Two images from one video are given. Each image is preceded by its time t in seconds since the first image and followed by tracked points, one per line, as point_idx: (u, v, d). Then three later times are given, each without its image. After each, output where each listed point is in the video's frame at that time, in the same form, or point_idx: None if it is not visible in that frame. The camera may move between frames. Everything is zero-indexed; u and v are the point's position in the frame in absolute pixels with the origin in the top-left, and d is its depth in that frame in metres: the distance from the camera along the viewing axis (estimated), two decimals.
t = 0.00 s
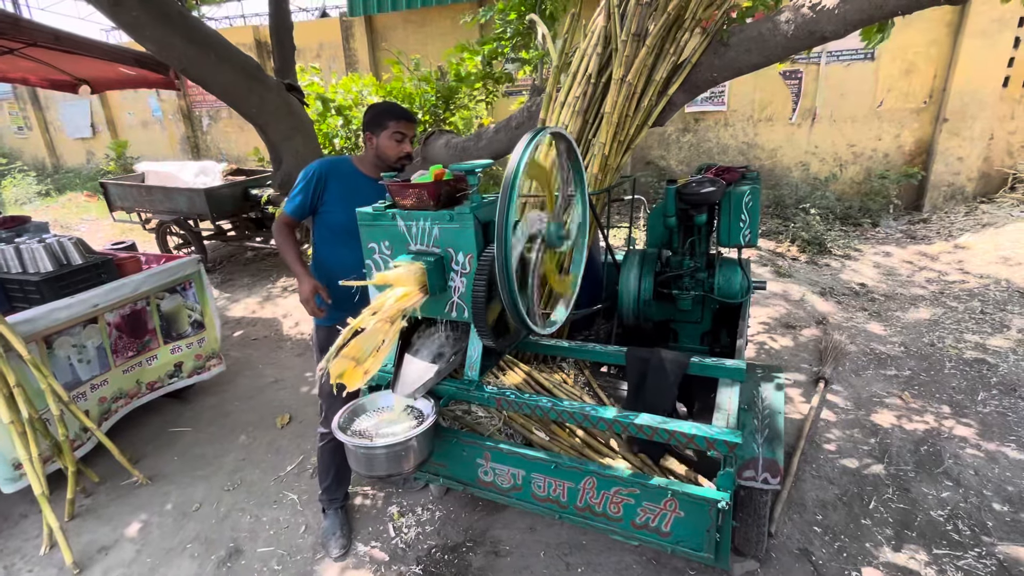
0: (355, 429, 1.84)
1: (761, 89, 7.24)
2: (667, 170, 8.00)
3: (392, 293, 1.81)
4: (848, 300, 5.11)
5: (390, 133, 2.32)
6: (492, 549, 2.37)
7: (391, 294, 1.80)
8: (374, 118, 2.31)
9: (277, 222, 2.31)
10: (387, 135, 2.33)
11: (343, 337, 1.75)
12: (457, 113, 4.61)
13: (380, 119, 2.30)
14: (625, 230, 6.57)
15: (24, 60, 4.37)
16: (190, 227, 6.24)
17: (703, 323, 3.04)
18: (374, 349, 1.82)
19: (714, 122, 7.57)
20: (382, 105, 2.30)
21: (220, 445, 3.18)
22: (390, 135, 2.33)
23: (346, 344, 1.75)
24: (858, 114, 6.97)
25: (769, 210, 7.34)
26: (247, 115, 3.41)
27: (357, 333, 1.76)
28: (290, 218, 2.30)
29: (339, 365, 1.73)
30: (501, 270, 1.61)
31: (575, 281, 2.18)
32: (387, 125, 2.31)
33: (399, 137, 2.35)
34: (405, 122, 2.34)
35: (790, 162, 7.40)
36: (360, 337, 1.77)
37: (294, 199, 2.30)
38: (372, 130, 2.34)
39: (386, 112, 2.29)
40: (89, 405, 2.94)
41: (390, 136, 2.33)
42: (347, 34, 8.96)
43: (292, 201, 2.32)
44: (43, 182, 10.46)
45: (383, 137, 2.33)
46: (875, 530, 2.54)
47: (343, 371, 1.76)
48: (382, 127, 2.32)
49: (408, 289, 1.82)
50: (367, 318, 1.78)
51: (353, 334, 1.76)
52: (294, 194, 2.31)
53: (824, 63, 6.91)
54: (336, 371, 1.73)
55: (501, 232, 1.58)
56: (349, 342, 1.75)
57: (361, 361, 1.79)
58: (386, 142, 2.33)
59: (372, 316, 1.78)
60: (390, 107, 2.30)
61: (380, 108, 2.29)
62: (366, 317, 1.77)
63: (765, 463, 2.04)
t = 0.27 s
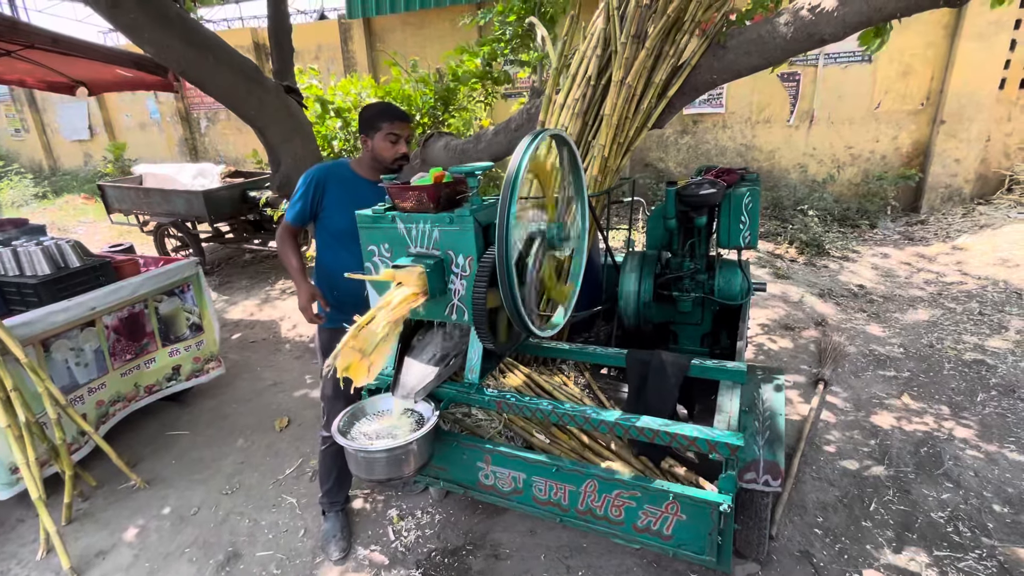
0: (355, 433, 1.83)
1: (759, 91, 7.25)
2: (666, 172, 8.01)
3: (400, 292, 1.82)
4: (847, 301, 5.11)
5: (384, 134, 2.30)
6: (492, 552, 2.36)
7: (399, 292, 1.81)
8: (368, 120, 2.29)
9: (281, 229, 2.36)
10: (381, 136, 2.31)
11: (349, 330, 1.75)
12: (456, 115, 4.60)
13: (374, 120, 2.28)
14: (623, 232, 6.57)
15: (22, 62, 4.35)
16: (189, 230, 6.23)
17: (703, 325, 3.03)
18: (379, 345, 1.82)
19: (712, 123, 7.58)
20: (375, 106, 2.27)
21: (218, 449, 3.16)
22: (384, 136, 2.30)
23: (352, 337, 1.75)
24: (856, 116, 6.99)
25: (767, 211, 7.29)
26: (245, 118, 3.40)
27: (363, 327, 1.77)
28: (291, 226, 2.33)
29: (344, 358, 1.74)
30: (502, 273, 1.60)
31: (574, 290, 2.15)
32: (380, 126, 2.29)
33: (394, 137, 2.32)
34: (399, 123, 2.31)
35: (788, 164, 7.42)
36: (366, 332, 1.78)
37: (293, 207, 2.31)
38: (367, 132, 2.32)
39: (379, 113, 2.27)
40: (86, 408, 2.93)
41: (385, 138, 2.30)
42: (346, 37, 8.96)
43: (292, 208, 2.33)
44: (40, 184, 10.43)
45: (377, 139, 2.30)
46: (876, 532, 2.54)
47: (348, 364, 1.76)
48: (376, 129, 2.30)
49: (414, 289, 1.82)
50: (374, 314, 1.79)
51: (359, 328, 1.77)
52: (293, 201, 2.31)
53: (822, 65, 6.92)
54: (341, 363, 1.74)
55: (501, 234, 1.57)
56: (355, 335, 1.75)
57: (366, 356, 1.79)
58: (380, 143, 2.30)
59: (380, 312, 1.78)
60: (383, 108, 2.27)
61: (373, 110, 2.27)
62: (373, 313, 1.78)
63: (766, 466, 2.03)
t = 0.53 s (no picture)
0: (353, 434, 1.82)
1: (760, 94, 7.25)
2: (667, 174, 8.00)
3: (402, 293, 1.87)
4: (849, 304, 5.10)
5: (361, 138, 2.29)
6: (491, 555, 2.35)
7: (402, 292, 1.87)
8: (344, 125, 2.29)
9: (276, 243, 2.37)
10: (358, 139, 2.30)
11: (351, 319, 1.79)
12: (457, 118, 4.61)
13: (350, 123, 2.27)
14: (624, 235, 6.56)
15: (25, 65, 4.38)
16: (190, 231, 6.24)
17: (703, 327, 3.02)
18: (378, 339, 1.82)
19: (714, 125, 7.58)
20: (350, 110, 2.27)
21: (218, 450, 3.16)
22: (362, 138, 2.30)
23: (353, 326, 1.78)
24: (857, 118, 6.98)
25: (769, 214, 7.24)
26: (247, 121, 3.42)
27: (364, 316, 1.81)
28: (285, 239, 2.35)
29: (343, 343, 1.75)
30: (500, 275, 1.60)
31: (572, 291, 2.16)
32: (357, 129, 2.28)
33: (372, 138, 2.31)
34: (373, 122, 2.29)
35: (790, 166, 7.40)
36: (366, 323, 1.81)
37: (285, 219, 2.34)
38: (344, 137, 2.32)
39: (354, 116, 2.26)
40: (87, 409, 2.93)
41: (362, 140, 2.30)
42: (348, 39, 8.99)
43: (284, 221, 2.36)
44: (43, 186, 10.47)
45: (355, 142, 2.30)
46: (877, 537, 2.52)
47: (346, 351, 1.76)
48: (353, 133, 2.29)
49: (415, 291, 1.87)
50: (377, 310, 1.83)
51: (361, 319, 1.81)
52: (285, 214, 2.34)
53: (824, 67, 6.91)
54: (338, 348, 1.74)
55: (499, 237, 1.57)
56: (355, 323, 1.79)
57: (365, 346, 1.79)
58: (359, 146, 2.30)
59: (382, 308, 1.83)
60: (358, 111, 2.26)
61: (348, 114, 2.26)
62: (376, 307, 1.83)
63: (765, 469, 2.04)
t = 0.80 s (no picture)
0: (352, 437, 1.83)
1: (766, 96, 7.22)
2: (672, 176, 7.98)
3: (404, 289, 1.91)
4: (855, 307, 5.06)
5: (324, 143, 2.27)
6: (491, 557, 2.36)
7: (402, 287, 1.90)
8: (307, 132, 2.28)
9: (265, 256, 2.45)
10: (321, 144, 2.28)
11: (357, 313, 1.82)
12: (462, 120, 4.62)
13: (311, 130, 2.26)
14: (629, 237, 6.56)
15: (37, 68, 4.44)
16: (198, 233, 6.30)
17: (705, 330, 3.02)
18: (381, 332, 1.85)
19: (720, 128, 7.56)
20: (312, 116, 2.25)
21: (222, 450, 3.19)
22: (325, 143, 2.27)
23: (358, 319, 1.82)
24: (865, 121, 6.94)
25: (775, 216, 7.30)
26: (253, 124, 3.45)
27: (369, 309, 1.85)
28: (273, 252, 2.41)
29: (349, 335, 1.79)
30: (499, 280, 1.61)
31: (573, 294, 2.16)
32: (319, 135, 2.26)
33: (335, 142, 2.28)
34: (334, 125, 2.25)
35: (796, 169, 7.37)
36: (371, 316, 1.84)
37: (269, 233, 2.37)
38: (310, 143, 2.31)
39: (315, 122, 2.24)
40: (94, 408, 2.97)
41: (326, 145, 2.28)
42: (355, 42, 9.04)
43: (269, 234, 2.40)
44: (55, 187, 10.61)
45: (320, 147, 2.29)
46: (881, 543, 2.50)
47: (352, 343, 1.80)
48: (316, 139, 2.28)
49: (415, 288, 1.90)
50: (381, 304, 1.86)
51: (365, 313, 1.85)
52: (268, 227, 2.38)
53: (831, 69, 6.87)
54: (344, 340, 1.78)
55: (497, 242, 1.57)
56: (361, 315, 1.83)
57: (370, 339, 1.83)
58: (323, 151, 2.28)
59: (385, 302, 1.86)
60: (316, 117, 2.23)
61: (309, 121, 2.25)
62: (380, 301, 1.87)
63: (766, 474, 2.03)
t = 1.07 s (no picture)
0: (357, 436, 1.86)
1: (778, 99, 7.17)
2: (682, 179, 7.95)
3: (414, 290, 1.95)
4: (867, 312, 5.00)
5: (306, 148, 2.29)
6: (495, 559, 2.36)
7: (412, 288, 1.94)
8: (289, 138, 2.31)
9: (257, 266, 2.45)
10: (304, 149, 2.30)
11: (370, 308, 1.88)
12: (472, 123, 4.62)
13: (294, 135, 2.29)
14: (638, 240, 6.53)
15: (55, 72, 4.54)
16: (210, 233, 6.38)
17: (712, 334, 3.00)
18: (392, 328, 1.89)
19: (731, 130, 7.51)
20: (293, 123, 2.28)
21: (231, 448, 3.23)
22: (307, 148, 2.29)
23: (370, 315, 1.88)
24: (879, 123, 6.86)
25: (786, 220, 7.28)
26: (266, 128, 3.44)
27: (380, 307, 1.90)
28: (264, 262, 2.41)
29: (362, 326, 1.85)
30: (502, 282, 1.62)
31: (578, 297, 2.16)
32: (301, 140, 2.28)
33: (316, 147, 2.30)
34: (315, 132, 2.26)
35: (808, 172, 7.30)
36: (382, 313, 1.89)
37: (259, 243, 2.38)
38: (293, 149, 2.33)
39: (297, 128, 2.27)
40: (106, 406, 3.02)
41: (308, 150, 2.30)
42: (366, 45, 9.11)
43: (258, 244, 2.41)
44: (73, 188, 10.80)
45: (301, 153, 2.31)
46: (890, 552, 2.47)
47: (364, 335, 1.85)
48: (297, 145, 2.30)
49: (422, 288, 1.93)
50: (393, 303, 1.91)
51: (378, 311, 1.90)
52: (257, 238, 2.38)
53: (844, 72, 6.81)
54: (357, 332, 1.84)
55: (500, 244, 1.58)
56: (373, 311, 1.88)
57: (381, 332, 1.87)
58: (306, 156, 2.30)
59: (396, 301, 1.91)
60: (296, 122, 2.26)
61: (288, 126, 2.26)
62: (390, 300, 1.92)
63: (772, 479, 1.98)
